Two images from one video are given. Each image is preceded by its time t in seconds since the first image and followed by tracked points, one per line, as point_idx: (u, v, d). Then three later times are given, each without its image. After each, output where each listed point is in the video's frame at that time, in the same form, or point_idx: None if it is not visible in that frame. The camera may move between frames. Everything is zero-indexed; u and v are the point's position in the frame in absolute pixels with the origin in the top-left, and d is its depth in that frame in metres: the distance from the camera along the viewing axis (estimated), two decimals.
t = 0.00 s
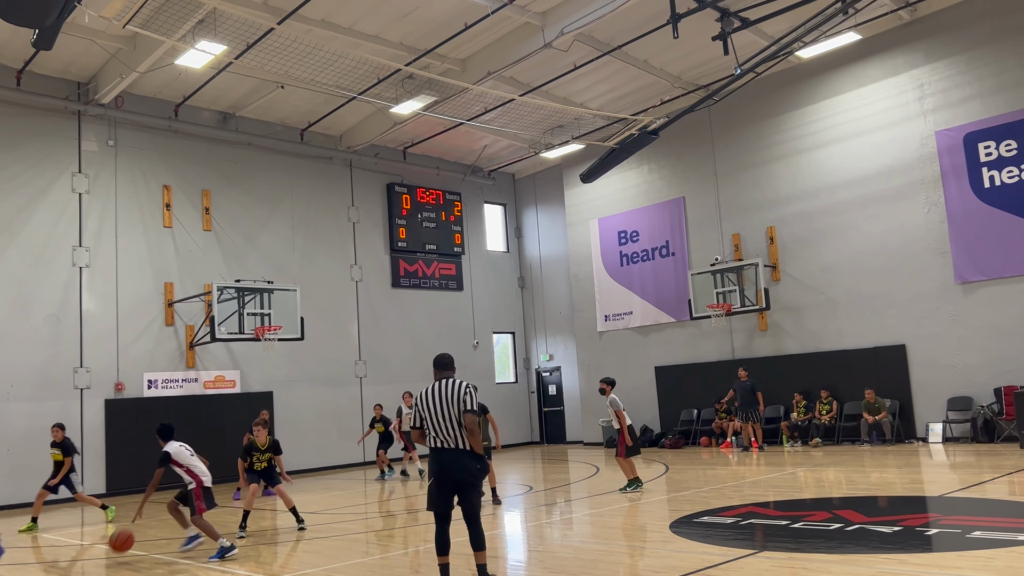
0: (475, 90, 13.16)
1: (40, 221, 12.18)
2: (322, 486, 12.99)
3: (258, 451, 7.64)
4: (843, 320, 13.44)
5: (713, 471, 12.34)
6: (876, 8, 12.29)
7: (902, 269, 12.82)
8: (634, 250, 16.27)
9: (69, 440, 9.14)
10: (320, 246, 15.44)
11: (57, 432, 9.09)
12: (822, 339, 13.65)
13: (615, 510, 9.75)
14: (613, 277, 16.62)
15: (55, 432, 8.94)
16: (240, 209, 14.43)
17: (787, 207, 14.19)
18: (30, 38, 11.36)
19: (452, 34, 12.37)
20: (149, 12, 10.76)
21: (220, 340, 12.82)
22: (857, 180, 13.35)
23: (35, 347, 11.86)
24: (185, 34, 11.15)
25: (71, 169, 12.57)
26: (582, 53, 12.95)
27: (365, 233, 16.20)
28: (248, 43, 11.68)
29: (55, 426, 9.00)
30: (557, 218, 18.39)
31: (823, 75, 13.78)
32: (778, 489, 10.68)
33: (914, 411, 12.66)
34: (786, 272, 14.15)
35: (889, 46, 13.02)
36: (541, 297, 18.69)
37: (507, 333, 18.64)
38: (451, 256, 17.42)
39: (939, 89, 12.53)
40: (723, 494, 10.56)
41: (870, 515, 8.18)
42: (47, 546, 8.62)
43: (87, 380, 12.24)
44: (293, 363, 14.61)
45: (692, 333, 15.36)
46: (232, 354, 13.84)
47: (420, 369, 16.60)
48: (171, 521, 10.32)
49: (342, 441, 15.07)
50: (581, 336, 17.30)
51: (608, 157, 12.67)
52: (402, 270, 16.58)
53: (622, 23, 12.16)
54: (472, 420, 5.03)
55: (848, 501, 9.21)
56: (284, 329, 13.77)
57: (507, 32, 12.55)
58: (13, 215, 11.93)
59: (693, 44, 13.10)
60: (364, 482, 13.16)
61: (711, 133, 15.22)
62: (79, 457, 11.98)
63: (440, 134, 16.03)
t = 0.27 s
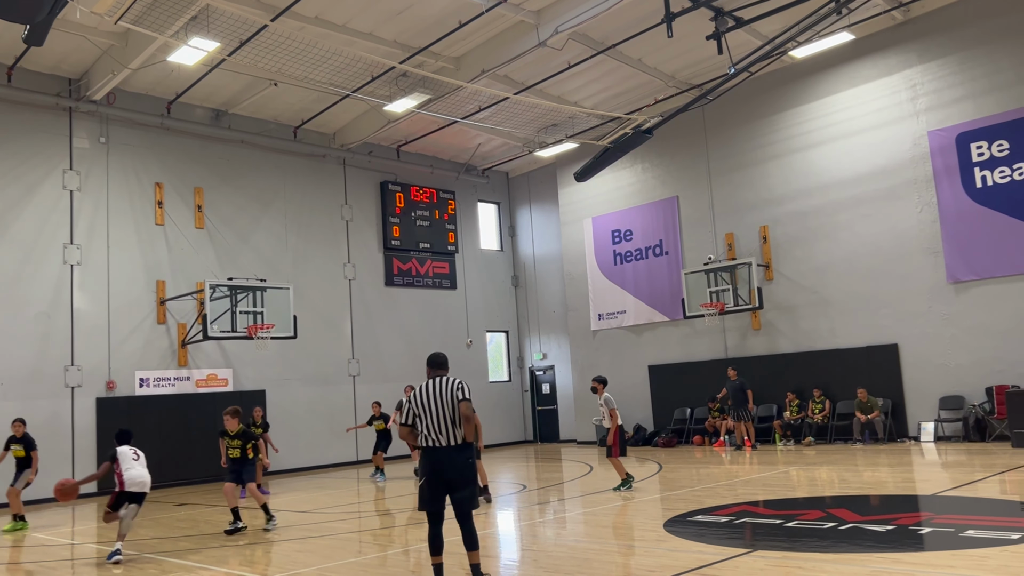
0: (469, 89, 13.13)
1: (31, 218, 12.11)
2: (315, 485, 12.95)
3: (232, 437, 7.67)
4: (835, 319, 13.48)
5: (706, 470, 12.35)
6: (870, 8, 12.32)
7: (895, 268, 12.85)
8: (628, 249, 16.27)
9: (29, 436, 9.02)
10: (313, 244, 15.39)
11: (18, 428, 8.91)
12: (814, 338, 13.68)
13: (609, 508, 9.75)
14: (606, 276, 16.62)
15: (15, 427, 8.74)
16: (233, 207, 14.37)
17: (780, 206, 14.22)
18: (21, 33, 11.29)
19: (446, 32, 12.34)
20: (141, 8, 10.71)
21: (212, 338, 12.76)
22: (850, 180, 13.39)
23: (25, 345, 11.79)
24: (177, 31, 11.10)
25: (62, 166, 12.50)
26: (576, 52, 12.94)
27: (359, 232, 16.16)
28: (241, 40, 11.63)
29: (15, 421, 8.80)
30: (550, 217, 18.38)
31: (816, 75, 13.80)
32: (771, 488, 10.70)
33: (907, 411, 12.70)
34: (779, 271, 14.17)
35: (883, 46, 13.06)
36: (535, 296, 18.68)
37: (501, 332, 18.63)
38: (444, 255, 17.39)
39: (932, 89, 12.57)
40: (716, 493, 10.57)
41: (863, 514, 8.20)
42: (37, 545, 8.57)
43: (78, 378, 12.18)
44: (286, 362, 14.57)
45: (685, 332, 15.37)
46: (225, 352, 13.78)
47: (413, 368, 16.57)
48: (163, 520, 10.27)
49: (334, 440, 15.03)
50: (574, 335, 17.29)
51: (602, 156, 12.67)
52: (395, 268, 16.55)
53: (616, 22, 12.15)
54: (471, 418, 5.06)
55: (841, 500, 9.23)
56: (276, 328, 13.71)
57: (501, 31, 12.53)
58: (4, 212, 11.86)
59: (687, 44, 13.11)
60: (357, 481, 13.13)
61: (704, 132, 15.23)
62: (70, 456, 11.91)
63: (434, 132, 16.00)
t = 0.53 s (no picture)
0: (460, 87, 13.12)
1: (19, 215, 12.04)
2: (306, 484, 12.93)
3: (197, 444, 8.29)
4: (824, 319, 13.55)
5: (696, 468, 12.39)
6: (859, 9, 12.39)
7: (883, 268, 12.93)
8: (618, 248, 16.31)
9: None
10: (303, 242, 15.36)
11: None
12: (803, 337, 13.75)
13: (600, 506, 9.78)
14: (597, 276, 16.65)
15: None
16: (223, 205, 14.32)
17: (769, 206, 14.28)
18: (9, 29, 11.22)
19: (437, 31, 12.34)
20: (132, 5, 10.66)
21: (202, 336, 12.72)
22: (839, 180, 13.46)
23: (13, 342, 11.72)
24: (168, 27, 11.05)
25: (50, 163, 12.43)
26: (568, 51, 12.96)
27: (349, 230, 16.14)
28: (232, 37, 11.59)
29: None
30: (541, 216, 18.40)
31: (806, 75, 13.87)
32: (761, 486, 10.75)
33: (895, 410, 12.78)
34: (768, 271, 14.24)
35: (872, 47, 13.14)
36: (525, 296, 18.69)
37: (491, 331, 18.63)
38: (435, 253, 17.38)
39: (921, 90, 12.65)
40: (706, 491, 10.62)
41: (854, 512, 8.25)
42: (24, 544, 8.51)
43: (66, 376, 12.12)
44: (275, 360, 14.54)
45: (675, 331, 15.42)
46: (214, 351, 13.74)
47: (403, 367, 16.56)
48: (152, 518, 10.23)
49: (325, 439, 15.01)
50: (565, 334, 17.32)
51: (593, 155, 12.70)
52: (386, 267, 16.53)
53: (608, 21, 12.18)
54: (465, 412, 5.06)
55: (830, 498, 9.28)
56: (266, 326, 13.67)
57: (492, 29, 12.53)
58: None
59: (678, 44, 13.15)
60: (347, 480, 13.11)
61: (695, 132, 15.28)
62: (58, 454, 11.84)
63: (425, 130, 15.98)
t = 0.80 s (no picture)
0: (439, 88, 13.13)
1: None
2: (283, 485, 12.87)
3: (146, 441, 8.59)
4: (799, 319, 13.71)
5: (673, 468, 12.48)
6: (833, 14, 12.56)
7: (857, 270, 13.10)
8: (596, 249, 16.39)
9: None
10: (280, 243, 15.28)
11: None
12: (778, 338, 13.90)
13: (579, 506, 9.83)
14: (575, 277, 16.72)
15: None
16: (198, 205, 14.22)
17: (745, 208, 14.42)
18: None
19: (416, 31, 12.33)
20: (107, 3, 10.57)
21: (177, 337, 12.61)
22: (814, 183, 13.62)
23: None
24: (144, 26, 10.96)
25: (22, 162, 12.27)
26: (546, 53, 13.00)
27: (327, 231, 16.08)
28: (209, 36, 11.51)
29: None
30: (518, 218, 18.45)
31: (781, 79, 14.03)
32: (737, 485, 10.86)
33: (868, 409, 12.96)
34: (744, 272, 14.38)
35: (846, 51, 13.32)
36: (503, 297, 18.72)
37: (469, 332, 18.63)
38: (413, 254, 17.35)
39: (894, 94, 12.84)
40: (683, 490, 10.71)
41: (829, 509, 8.36)
42: None
43: (39, 377, 11.98)
44: (251, 361, 14.47)
45: (652, 332, 15.51)
46: (190, 352, 13.64)
47: (382, 368, 16.53)
48: (127, 521, 10.13)
49: (302, 440, 14.95)
50: (543, 335, 17.38)
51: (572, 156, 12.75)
52: (363, 268, 16.49)
53: (586, 24, 12.24)
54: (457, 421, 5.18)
55: (806, 496, 9.40)
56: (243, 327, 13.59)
57: (471, 30, 12.53)
58: None
59: (656, 47, 13.25)
60: (324, 481, 13.07)
61: (672, 134, 15.39)
62: (29, 457, 11.68)
63: (403, 131, 15.96)
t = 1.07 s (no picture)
0: (403, 102, 13.13)
1: None
2: (242, 502, 12.67)
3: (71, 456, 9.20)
4: (758, 334, 13.89)
5: (635, 482, 12.54)
6: (791, 35, 12.83)
7: (813, 286, 13.33)
8: (559, 264, 16.47)
9: None
10: (240, 256, 15.13)
11: None
12: (737, 352, 14.07)
13: (540, 522, 9.82)
14: (538, 291, 16.77)
15: None
16: (157, 217, 14.03)
17: (704, 224, 14.61)
18: None
19: (379, 46, 12.33)
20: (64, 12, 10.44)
21: (134, 352, 12.40)
22: (772, 200, 13.85)
23: None
24: (102, 36, 10.83)
25: None
26: (509, 69, 13.09)
27: (288, 245, 15.95)
28: (169, 48, 11.39)
29: None
30: (482, 232, 18.48)
31: (739, 97, 14.27)
32: (697, 499, 10.93)
33: (825, 423, 13.15)
34: (704, 287, 14.55)
35: (803, 71, 13.60)
36: (466, 311, 18.71)
37: (431, 347, 18.56)
38: (375, 268, 17.27)
39: (849, 114, 13.14)
40: (643, 504, 10.76)
41: (788, 523, 8.45)
42: None
43: None
44: (209, 376, 14.26)
45: (615, 346, 15.60)
46: (147, 367, 13.41)
47: (343, 382, 16.40)
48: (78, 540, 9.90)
49: (262, 456, 14.75)
50: (506, 349, 17.39)
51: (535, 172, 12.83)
52: (325, 281, 16.38)
53: (549, 41, 12.36)
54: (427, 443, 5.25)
55: (764, 509, 9.49)
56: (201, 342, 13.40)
57: (435, 45, 12.58)
58: None
59: (618, 64, 13.41)
60: (285, 497, 12.91)
61: (633, 150, 15.56)
62: None
63: (366, 144, 15.91)
